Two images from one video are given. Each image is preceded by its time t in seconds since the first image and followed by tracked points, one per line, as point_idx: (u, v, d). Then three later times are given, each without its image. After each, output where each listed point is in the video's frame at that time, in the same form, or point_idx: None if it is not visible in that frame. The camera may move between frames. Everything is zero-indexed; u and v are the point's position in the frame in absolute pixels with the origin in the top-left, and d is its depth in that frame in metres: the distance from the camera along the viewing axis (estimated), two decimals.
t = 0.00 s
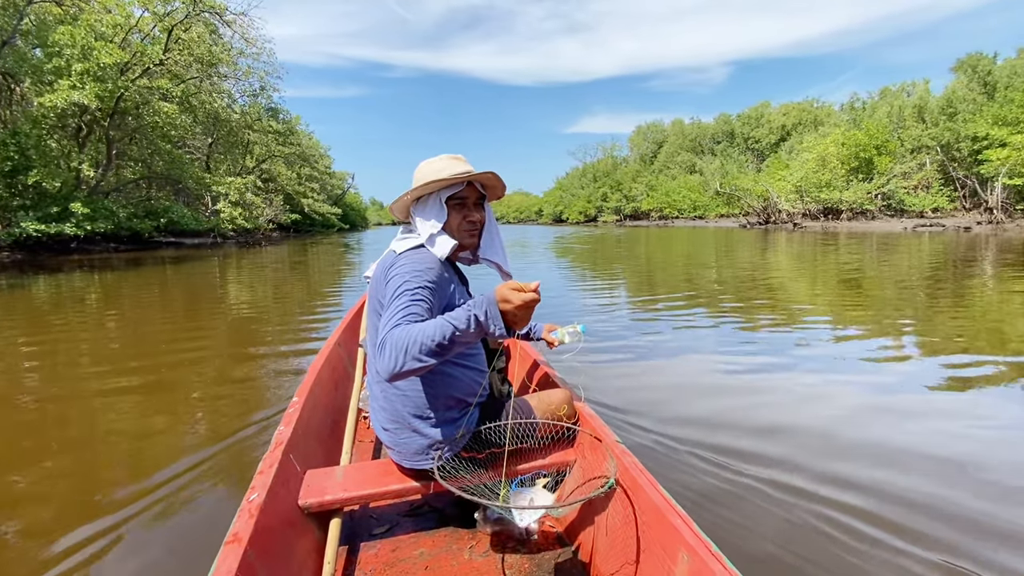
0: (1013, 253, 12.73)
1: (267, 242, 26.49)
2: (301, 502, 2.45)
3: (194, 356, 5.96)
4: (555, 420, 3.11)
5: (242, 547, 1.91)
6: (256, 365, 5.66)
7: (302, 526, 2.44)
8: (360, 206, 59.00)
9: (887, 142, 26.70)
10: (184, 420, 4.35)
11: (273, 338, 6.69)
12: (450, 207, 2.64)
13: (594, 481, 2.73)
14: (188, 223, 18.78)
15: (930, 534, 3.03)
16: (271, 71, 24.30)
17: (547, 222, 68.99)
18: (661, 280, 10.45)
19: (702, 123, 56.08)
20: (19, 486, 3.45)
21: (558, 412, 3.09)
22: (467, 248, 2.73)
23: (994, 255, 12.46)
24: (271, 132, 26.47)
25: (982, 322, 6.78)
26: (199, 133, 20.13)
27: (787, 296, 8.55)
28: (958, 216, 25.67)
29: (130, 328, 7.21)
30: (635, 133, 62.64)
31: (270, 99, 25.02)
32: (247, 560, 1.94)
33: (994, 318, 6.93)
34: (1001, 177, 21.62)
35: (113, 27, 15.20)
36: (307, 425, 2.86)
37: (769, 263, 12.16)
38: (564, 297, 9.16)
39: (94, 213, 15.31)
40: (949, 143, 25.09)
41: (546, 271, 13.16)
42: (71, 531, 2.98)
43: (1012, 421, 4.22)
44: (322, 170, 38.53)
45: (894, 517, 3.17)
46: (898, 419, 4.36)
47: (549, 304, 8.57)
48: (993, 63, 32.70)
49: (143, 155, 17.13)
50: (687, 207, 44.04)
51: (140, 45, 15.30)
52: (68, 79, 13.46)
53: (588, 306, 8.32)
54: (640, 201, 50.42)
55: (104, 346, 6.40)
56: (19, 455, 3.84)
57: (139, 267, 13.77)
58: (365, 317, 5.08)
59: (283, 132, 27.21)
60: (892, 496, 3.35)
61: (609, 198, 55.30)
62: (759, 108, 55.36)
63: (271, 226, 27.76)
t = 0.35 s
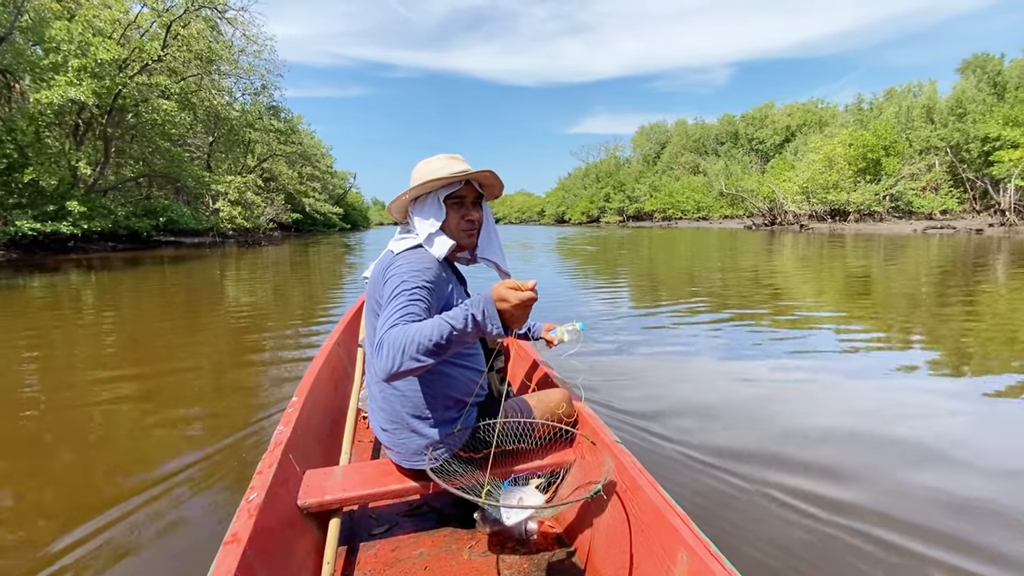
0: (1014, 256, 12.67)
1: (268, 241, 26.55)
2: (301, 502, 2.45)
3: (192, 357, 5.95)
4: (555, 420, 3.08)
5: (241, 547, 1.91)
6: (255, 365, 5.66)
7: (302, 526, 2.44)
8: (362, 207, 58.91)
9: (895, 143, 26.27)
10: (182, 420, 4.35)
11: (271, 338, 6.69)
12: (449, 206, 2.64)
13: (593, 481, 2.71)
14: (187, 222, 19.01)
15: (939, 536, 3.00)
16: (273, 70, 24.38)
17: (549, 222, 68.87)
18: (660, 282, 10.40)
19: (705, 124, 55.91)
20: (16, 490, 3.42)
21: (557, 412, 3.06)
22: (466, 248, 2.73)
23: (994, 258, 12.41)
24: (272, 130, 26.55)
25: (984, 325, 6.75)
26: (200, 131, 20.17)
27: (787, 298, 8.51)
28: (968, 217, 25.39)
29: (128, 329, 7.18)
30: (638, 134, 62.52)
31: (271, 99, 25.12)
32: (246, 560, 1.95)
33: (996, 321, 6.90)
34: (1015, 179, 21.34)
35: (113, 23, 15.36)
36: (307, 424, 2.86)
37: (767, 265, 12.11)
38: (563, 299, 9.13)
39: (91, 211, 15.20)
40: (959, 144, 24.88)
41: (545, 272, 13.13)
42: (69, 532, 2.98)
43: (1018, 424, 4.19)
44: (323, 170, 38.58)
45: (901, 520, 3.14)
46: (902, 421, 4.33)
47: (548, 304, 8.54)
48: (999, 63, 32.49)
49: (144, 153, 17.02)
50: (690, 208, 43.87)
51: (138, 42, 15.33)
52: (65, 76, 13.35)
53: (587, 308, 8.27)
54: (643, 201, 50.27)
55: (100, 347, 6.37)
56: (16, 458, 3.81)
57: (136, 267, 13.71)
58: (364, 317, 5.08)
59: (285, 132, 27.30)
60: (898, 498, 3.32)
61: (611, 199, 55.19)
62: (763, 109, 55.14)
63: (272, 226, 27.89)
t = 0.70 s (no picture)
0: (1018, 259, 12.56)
1: (271, 241, 26.62)
2: (302, 502, 2.46)
3: (192, 358, 5.96)
4: (556, 419, 3.07)
5: (242, 547, 1.91)
6: (255, 365, 5.66)
7: (302, 526, 2.45)
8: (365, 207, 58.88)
9: (905, 143, 26.37)
10: (181, 422, 4.34)
11: (271, 339, 6.69)
12: (450, 205, 2.63)
13: (594, 482, 2.70)
14: (187, 221, 19.06)
15: (947, 539, 2.96)
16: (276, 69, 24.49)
17: (552, 223, 68.76)
18: (661, 284, 10.34)
19: (710, 125, 55.69)
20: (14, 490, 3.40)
21: (558, 412, 3.05)
22: (467, 247, 2.73)
23: (998, 260, 12.32)
24: (276, 129, 26.66)
25: (988, 328, 6.71)
26: (203, 131, 20.23)
27: (789, 300, 8.44)
28: (978, 219, 25.15)
29: (127, 330, 7.17)
30: (643, 134, 62.32)
31: (275, 98, 25.21)
32: (247, 559, 1.95)
33: (1000, 324, 6.85)
34: None
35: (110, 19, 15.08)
36: (307, 424, 2.87)
37: (769, 267, 12.04)
38: (563, 300, 9.09)
39: (89, 210, 15.12)
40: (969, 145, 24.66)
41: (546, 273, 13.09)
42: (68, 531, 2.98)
43: None
44: (326, 170, 38.70)
45: (908, 523, 3.10)
46: (906, 423, 4.31)
47: (548, 305, 8.50)
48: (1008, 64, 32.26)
49: (144, 152, 17.04)
50: (695, 209, 43.68)
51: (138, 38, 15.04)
52: (64, 73, 13.32)
53: (587, 310, 8.23)
54: (647, 202, 50.07)
55: (99, 348, 6.37)
56: (13, 459, 3.80)
57: (134, 267, 13.69)
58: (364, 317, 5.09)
59: (288, 131, 27.43)
60: (903, 501, 3.29)
61: (615, 199, 55.09)
62: (768, 109, 54.86)
63: (275, 225, 28.03)
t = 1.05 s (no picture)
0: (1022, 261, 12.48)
1: (274, 241, 26.69)
2: (303, 502, 2.44)
3: (192, 359, 5.93)
4: (556, 419, 3.06)
5: (246, 547, 1.89)
6: (256, 366, 5.65)
7: (305, 526, 2.43)
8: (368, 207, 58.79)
9: (915, 144, 26.20)
10: (182, 423, 4.32)
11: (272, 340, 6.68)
12: (455, 206, 2.63)
13: (597, 481, 2.69)
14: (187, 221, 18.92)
15: (961, 543, 2.93)
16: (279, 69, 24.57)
17: (556, 223, 68.61)
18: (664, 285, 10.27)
19: (715, 125, 55.41)
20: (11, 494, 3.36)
21: (558, 411, 3.03)
22: (469, 247, 2.72)
23: (999, 261, 12.27)
24: (279, 129, 26.74)
25: (993, 330, 6.67)
26: (205, 130, 20.29)
27: (792, 302, 8.39)
28: (990, 221, 24.85)
29: (127, 331, 7.15)
30: (647, 134, 62.05)
31: (277, 97, 25.30)
32: (251, 559, 1.93)
33: (1005, 326, 6.81)
34: None
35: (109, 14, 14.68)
36: (309, 425, 2.85)
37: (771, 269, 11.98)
38: (565, 301, 9.04)
39: (88, 209, 15.01)
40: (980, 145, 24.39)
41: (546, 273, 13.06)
42: (69, 534, 2.96)
43: None
44: (327, 170, 38.73)
45: (920, 527, 3.06)
46: (913, 425, 4.26)
47: (549, 306, 8.46)
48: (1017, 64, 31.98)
49: (144, 150, 16.83)
50: (699, 210, 43.46)
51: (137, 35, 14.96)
52: (62, 70, 13.23)
53: (589, 311, 8.17)
54: (652, 202, 49.83)
55: (97, 350, 6.32)
56: (15, 458, 3.82)
57: (133, 267, 13.66)
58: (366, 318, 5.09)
59: (291, 130, 27.52)
60: (915, 506, 3.25)
61: (619, 199, 54.94)
62: (773, 109, 54.60)
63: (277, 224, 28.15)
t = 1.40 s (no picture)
0: None
1: (276, 241, 26.76)
2: (303, 502, 2.43)
3: (191, 360, 5.92)
4: (556, 419, 3.04)
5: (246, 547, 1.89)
6: (257, 367, 5.65)
7: (304, 526, 2.43)
8: (370, 207, 58.67)
9: (925, 143, 25.93)
10: (181, 424, 4.32)
11: (272, 340, 6.69)
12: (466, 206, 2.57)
13: (597, 480, 2.67)
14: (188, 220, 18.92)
15: (972, 548, 2.89)
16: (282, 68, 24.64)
17: (559, 224, 68.43)
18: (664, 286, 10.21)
19: (719, 124, 55.10)
20: (13, 495, 3.36)
21: (559, 412, 3.01)
22: (471, 247, 2.69)
23: (1000, 262, 12.20)
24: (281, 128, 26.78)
25: (997, 331, 6.63)
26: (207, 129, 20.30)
27: (793, 304, 8.36)
28: (1002, 222, 24.54)
29: (128, 331, 7.18)
30: (650, 134, 61.76)
31: (280, 97, 25.37)
32: (251, 559, 1.93)
33: (1010, 328, 6.77)
34: None
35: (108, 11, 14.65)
36: (309, 425, 2.85)
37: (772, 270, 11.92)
38: (565, 302, 8.99)
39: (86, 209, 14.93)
40: (993, 145, 24.15)
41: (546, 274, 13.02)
42: (68, 536, 2.96)
43: None
44: (329, 169, 38.77)
45: (928, 532, 3.03)
46: (918, 428, 4.24)
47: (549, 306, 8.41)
48: None
49: (145, 148, 16.58)
50: (704, 210, 43.23)
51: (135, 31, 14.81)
52: (60, 66, 13.13)
53: (589, 313, 8.11)
54: (656, 203, 49.57)
55: (94, 351, 6.28)
56: (16, 456, 3.85)
57: (133, 267, 13.63)
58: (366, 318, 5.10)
59: (293, 130, 27.60)
60: (924, 511, 3.21)
61: (623, 199, 54.72)
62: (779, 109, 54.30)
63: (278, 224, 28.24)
